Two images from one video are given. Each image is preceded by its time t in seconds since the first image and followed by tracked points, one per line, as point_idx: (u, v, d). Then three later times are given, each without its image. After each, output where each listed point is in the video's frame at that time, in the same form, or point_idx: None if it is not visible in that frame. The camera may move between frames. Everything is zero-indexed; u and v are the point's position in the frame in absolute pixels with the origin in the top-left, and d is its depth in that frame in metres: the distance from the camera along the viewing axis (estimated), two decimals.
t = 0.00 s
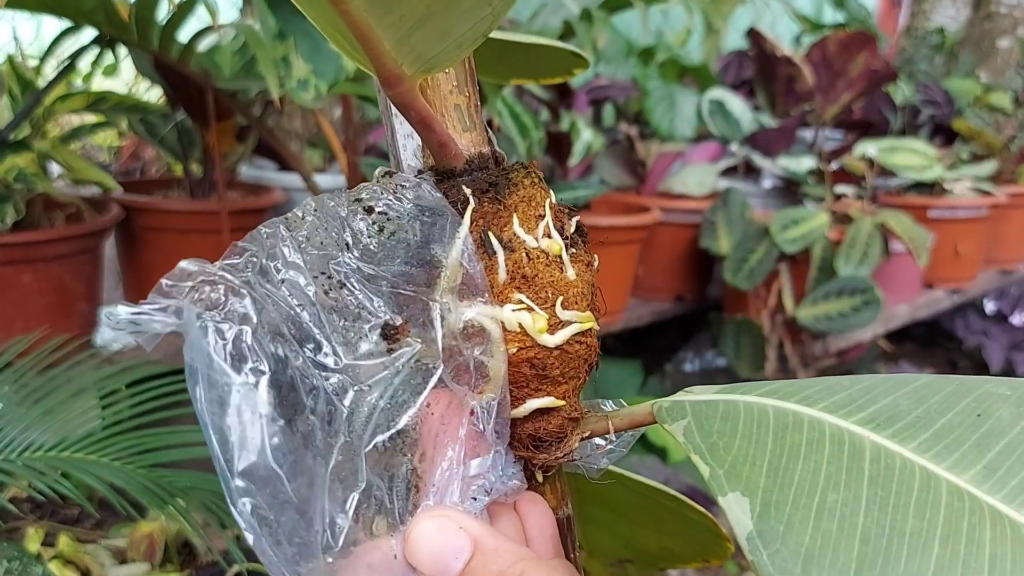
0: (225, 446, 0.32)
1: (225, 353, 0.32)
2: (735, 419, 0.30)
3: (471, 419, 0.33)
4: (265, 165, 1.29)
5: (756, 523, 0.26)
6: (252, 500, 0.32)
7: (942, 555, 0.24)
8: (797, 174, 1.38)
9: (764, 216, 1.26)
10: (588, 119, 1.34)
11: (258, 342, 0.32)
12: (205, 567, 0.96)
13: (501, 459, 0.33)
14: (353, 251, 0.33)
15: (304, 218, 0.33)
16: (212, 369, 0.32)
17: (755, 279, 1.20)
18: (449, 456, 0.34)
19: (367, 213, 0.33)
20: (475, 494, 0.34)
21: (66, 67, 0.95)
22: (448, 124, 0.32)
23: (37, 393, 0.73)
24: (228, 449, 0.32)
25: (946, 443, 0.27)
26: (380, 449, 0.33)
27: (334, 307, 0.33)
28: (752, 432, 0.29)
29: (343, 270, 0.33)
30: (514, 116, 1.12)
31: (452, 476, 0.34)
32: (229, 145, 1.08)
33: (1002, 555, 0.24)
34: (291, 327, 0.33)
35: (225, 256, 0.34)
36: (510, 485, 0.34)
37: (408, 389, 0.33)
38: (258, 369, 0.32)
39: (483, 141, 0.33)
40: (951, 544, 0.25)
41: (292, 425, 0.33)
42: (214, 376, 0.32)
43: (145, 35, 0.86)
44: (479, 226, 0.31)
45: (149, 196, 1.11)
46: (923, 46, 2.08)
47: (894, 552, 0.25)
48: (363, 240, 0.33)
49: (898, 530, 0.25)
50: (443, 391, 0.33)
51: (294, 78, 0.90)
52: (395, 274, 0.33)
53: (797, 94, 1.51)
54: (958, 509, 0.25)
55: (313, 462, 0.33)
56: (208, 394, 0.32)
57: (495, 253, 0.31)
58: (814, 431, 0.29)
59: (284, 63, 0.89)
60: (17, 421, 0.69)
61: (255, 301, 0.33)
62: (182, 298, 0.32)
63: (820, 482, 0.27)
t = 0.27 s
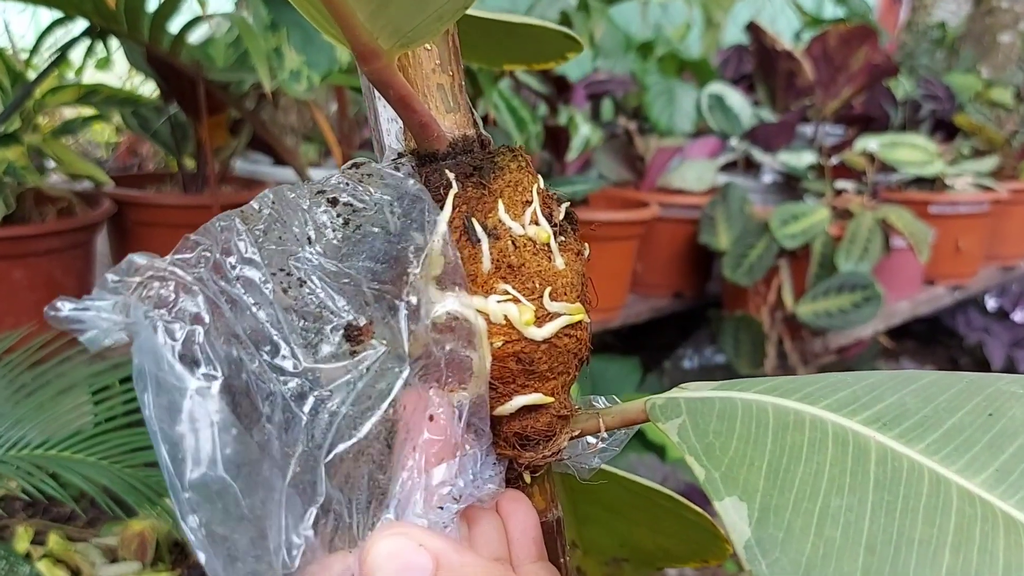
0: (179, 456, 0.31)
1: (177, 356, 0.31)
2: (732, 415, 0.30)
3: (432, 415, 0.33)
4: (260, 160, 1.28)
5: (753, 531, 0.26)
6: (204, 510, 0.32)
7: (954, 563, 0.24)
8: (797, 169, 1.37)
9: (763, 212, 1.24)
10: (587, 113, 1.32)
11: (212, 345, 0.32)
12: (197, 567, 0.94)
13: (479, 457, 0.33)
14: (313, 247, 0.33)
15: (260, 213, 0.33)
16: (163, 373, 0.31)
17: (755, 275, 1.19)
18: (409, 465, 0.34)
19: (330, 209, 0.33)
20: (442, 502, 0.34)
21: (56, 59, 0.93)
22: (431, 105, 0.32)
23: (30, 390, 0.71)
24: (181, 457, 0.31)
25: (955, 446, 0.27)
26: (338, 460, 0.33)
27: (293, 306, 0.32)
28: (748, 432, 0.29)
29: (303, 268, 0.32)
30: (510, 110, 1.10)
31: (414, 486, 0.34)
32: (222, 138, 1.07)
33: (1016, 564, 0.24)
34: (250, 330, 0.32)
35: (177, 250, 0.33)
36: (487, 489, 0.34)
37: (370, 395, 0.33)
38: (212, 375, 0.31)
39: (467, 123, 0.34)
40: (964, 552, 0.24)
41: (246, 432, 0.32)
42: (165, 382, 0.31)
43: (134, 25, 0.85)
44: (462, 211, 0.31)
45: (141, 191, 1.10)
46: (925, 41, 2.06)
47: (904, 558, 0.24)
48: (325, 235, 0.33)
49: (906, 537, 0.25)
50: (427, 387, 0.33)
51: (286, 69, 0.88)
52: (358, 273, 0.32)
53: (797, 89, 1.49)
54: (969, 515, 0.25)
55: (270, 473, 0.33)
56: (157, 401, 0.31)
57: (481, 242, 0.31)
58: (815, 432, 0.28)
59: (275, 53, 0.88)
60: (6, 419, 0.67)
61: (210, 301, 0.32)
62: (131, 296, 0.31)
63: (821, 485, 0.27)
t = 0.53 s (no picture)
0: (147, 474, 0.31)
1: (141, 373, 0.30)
2: (751, 413, 0.29)
3: (417, 421, 0.32)
4: (257, 154, 1.26)
5: (776, 539, 0.25)
6: (174, 532, 0.31)
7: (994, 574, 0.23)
8: (800, 164, 1.36)
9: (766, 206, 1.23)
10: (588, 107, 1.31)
11: (180, 358, 0.31)
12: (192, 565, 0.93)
13: (470, 460, 0.33)
14: (289, 249, 0.32)
15: (228, 213, 0.32)
16: (124, 393, 0.30)
17: (758, 270, 1.18)
18: (397, 475, 0.32)
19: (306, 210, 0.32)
20: (438, 511, 0.32)
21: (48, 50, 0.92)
22: (425, 82, 0.31)
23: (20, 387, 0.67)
24: (148, 481, 0.31)
25: (990, 445, 0.26)
26: (318, 479, 0.32)
27: (268, 313, 0.31)
28: (767, 430, 0.28)
29: (280, 273, 0.31)
30: (510, 103, 1.09)
31: (404, 498, 0.32)
32: (219, 132, 1.05)
33: None
34: (219, 339, 0.31)
35: (139, 257, 0.32)
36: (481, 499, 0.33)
37: (351, 406, 0.31)
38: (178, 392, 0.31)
39: (464, 102, 0.32)
40: (1003, 561, 0.23)
41: (219, 449, 0.31)
42: (129, 399, 0.30)
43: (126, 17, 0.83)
44: (458, 195, 0.30)
45: (136, 185, 1.09)
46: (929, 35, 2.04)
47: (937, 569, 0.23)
48: (299, 234, 0.32)
49: (941, 545, 0.24)
50: (417, 383, 0.32)
51: (283, 60, 0.87)
52: (336, 276, 0.32)
53: (800, 83, 1.47)
54: (1005, 520, 0.24)
55: (246, 491, 0.32)
56: (119, 421, 0.30)
57: (479, 228, 0.29)
58: (840, 432, 0.27)
59: (271, 45, 0.86)
60: None
61: (176, 313, 0.31)
62: (93, 311, 0.31)
63: (846, 489, 0.26)
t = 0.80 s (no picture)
0: (107, 516, 0.25)
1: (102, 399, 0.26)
2: (778, 422, 0.29)
3: (411, 437, 0.29)
4: (255, 150, 1.25)
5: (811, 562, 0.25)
6: None
7: None
8: (804, 158, 1.34)
9: (771, 201, 1.21)
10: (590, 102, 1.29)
11: (147, 384, 0.27)
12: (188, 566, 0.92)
13: (467, 478, 0.30)
14: (272, 259, 0.29)
15: (204, 229, 0.30)
16: (84, 422, 0.25)
17: (762, 266, 1.16)
18: (391, 498, 0.29)
19: (287, 217, 0.30)
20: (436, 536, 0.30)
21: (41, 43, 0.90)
22: (424, 63, 0.30)
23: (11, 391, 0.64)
24: (112, 525, 0.25)
25: None
26: (301, 508, 0.29)
27: (248, 329, 0.28)
28: (796, 441, 0.28)
29: (261, 285, 0.29)
30: (511, 97, 1.07)
31: (400, 524, 0.29)
32: (216, 126, 1.04)
33: None
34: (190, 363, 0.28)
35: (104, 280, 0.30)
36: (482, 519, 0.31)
37: (340, 424, 0.28)
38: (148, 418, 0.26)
39: (466, 86, 0.31)
40: None
41: (195, 482, 0.27)
42: (87, 431, 0.25)
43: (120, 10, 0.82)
44: (460, 184, 0.28)
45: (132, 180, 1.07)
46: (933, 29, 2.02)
47: None
48: (282, 241, 0.29)
49: (985, 566, 0.24)
50: (411, 388, 0.29)
51: (279, 54, 0.87)
52: (322, 284, 0.29)
53: (803, 77, 1.46)
54: None
55: (223, 528, 0.27)
56: (76, 455, 0.25)
57: (482, 222, 0.28)
58: (875, 442, 0.27)
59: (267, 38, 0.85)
60: None
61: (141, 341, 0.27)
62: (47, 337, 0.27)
63: (883, 507, 0.26)
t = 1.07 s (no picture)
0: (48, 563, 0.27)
1: (40, 449, 0.27)
2: (797, 437, 0.30)
3: (387, 467, 0.31)
4: (250, 146, 1.22)
5: None
6: None
7: None
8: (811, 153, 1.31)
9: (777, 197, 1.19)
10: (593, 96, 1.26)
11: (93, 430, 0.29)
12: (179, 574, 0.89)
13: (450, 515, 0.32)
14: (231, 284, 0.33)
15: (154, 260, 0.33)
16: (18, 475, 0.27)
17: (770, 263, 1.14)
18: (366, 538, 0.31)
19: (250, 236, 0.33)
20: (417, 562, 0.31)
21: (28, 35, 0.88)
22: (410, 49, 0.30)
23: None
24: None
25: None
26: (261, 557, 0.30)
27: (207, 360, 0.32)
28: (818, 467, 0.29)
29: (222, 310, 0.33)
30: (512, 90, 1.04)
31: (376, 566, 0.31)
32: (208, 121, 1.01)
33: None
34: (134, 402, 0.30)
35: (47, 316, 0.31)
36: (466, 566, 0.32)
37: (305, 461, 0.31)
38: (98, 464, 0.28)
39: (453, 72, 0.32)
40: None
41: (147, 530, 0.29)
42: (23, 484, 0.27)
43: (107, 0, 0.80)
44: (447, 182, 0.30)
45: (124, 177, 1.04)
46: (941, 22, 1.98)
47: None
48: (247, 272, 0.33)
49: None
50: (398, 402, 0.31)
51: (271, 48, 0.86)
52: (286, 308, 0.33)
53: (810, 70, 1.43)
54: None
55: (182, 562, 0.30)
56: (14, 507, 0.27)
57: (472, 223, 0.30)
58: (904, 464, 0.28)
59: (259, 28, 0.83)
60: None
61: (81, 383, 0.29)
62: None
63: (915, 538, 0.27)
